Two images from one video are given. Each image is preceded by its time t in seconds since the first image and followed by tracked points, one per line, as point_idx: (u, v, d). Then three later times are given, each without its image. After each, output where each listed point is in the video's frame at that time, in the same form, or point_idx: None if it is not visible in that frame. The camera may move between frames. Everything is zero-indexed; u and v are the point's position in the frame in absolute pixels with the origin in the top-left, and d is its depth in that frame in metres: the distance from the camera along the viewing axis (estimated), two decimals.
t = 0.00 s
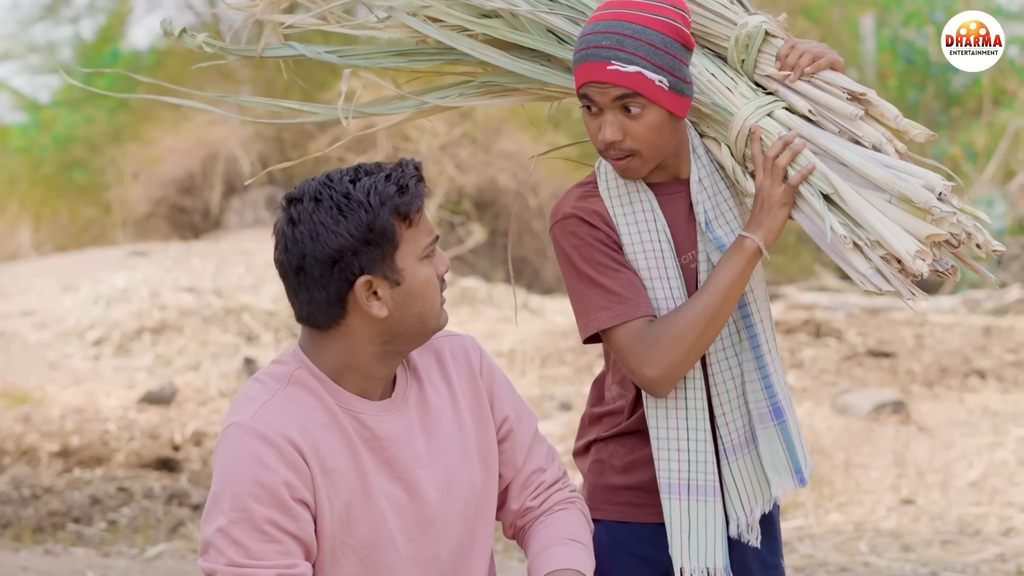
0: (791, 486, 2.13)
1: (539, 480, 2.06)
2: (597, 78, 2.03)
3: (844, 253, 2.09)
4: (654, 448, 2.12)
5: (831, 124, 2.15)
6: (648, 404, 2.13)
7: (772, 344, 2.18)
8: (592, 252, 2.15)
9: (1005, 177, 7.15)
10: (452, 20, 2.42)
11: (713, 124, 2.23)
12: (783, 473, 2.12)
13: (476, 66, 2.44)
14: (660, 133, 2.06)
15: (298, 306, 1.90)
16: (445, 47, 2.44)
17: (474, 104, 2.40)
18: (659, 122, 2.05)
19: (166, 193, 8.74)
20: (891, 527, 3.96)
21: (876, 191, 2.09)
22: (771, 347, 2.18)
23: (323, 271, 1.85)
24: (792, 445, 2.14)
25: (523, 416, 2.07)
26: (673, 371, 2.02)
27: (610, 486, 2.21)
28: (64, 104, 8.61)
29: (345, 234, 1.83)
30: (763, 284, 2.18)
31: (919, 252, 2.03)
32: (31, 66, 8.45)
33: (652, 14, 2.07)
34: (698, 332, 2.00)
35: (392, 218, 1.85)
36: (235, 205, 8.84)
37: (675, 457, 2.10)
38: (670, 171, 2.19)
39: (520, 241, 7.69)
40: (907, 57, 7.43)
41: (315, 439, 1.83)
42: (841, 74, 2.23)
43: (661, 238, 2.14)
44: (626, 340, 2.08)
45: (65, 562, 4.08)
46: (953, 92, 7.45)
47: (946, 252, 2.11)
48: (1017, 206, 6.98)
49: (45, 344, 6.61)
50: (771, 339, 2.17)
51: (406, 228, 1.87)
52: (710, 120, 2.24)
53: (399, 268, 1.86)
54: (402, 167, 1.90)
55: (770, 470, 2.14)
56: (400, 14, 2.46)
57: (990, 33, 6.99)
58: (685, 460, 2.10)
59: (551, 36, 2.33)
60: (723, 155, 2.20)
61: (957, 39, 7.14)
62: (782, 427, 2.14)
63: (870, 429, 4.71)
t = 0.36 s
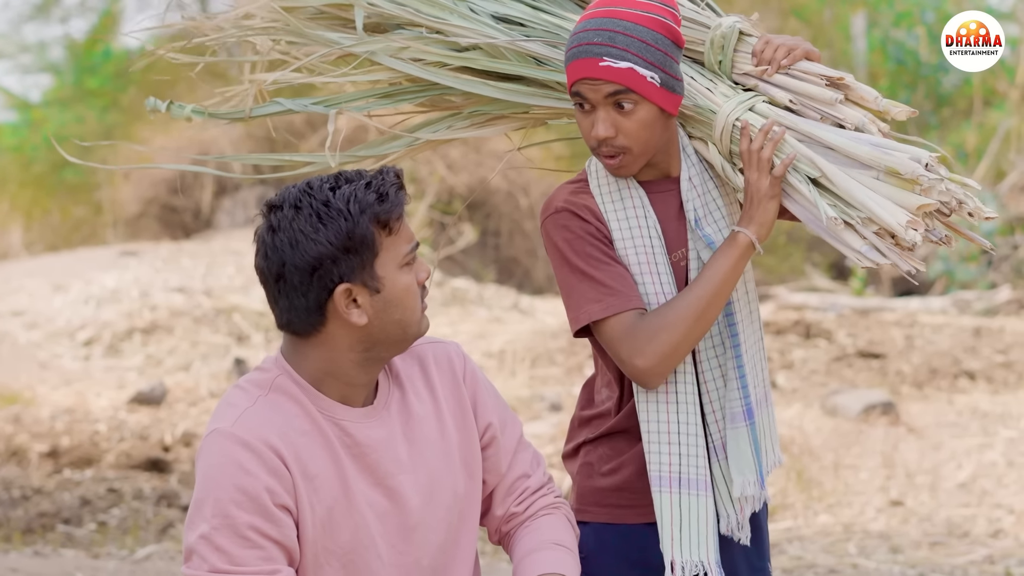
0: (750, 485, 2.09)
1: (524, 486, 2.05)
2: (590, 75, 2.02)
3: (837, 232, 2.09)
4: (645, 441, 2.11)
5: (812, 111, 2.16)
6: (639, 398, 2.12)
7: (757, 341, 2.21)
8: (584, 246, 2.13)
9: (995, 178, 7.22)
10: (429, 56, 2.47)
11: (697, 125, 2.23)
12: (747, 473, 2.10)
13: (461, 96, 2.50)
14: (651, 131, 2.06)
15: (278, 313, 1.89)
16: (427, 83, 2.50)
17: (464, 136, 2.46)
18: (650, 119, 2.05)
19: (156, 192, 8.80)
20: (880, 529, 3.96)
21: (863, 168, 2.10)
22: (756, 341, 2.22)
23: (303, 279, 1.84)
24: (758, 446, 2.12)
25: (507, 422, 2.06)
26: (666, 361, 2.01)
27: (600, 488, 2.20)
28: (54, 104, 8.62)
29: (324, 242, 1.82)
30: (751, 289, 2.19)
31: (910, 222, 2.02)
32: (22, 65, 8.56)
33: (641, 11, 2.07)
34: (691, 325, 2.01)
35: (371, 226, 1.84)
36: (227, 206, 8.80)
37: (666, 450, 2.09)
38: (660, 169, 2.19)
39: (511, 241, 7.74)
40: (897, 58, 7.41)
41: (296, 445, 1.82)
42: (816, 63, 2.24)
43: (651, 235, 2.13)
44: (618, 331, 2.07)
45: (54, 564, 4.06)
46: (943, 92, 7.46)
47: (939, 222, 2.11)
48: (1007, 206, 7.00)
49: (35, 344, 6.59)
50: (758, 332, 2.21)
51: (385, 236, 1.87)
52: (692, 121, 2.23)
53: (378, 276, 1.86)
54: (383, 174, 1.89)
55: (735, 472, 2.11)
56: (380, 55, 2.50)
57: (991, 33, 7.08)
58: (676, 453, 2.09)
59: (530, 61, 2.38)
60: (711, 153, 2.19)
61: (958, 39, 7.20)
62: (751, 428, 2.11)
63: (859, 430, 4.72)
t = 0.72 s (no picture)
0: (735, 494, 2.09)
1: (520, 501, 2.06)
2: (614, 84, 2.01)
3: (812, 267, 2.10)
4: (625, 455, 2.12)
5: (792, 134, 2.16)
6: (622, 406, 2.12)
7: (748, 345, 2.20)
8: (572, 258, 2.14)
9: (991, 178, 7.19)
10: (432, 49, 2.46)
11: (687, 140, 2.23)
12: (732, 481, 2.10)
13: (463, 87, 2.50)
14: (669, 135, 2.07)
15: (272, 324, 1.90)
16: (429, 69, 2.49)
17: (460, 126, 2.46)
18: (670, 122, 2.07)
19: (152, 193, 8.73)
20: (876, 533, 3.97)
21: (839, 204, 2.10)
22: (749, 346, 2.21)
23: (294, 291, 1.85)
24: (742, 455, 2.12)
25: (503, 440, 2.07)
26: (634, 384, 2.03)
27: (592, 497, 2.19)
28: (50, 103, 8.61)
29: (316, 255, 1.83)
30: (750, 294, 2.20)
31: (883, 265, 2.03)
32: (18, 65, 8.43)
33: (648, 15, 2.07)
34: (674, 343, 2.01)
35: (363, 239, 1.84)
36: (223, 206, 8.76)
37: (645, 465, 2.10)
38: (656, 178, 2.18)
39: (507, 241, 7.75)
40: (893, 59, 7.53)
41: (288, 458, 1.83)
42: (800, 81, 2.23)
43: (640, 246, 2.13)
44: (593, 347, 2.08)
45: (52, 568, 4.06)
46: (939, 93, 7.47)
47: (915, 261, 2.12)
48: (1003, 207, 7.02)
49: (32, 346, 6.58)
50: (748, 335, 2.20)
51: (378, 249, 1.87)
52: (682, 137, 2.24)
53: (371, 288, 1.86)
54: (377, 186, 1.89)
55: (720, 479, 2.10)
56: (385, 39, 2.51)
57: (991, 33, 7.16)
58: (655, 467, 2.09)
59: (532, 66, 2.38)
60: (700, 169, 2.19)
61: (958, 40, 7.26)
62: (739, 437, 2.11)
63: (856, 433, 4.78)
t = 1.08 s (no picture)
0: (739, 488, 2.07)
1: (528, 514, 2.06)
2: (655, 75, 2.01)
3: (814, 250, 2.07)
4: (632, 454, 2.09)
5: (788, 125, 2.16)
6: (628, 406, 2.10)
7: (754, 343, 2.18)
8: (571, 263, 2.10)
9: (988, 178, 7.26)
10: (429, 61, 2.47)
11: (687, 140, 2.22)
12: (737, 476, 2.08)
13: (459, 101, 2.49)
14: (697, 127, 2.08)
15: (277, 326, 1.93)
16: (426, 85, 2.50)
17: (460, 141, 2.46)
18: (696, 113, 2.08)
19: (150, 193, 8.77)
20: (875, 533, 3.98)
21: (841, 188, 2.10)
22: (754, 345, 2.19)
23: (296, 296, 1.87)
24: (746, 451, 2.11)
25: (511, 449, 2.08)
26: (606, 397, 2.05)
27: (597, 498, 2.16)
28: (49, 104, 8.65)
29: (317, 260, 1.85)
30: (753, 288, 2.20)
31: (884, 242, 2.01)
32: (17, 65, 8.57)
33: (662, 10, 2.08)
34: (634, 350, 2.01)
35: (366, 246, 1.85)
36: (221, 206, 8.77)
37: (653, 464, 2.07)
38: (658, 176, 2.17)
39: (505, 241, 7.77)
40: (890, 59, 7.64)
41: (289, 464, 1.84)
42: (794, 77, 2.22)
43: (647, 241, 2.12)
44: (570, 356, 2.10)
45: (52, 569, 4.05)
46: (936, 92, 7.65)
47: (916, 241, 2.12)
48: (1000, 206, 7.00)
49: (30, 346, 6.57)
50: (754, 333, 2.19)
51: (382, 256, 1.87)
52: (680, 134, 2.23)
53: (373, 296, 1.87)
54: (386, 194, 1.90)
55: (723, 474, 2.08)
56: (381, 57, 2.50)
57: (991, 33, 7.04)
58: (662, 467, 2.07)
59: (527, 71, 2.40)
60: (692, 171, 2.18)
61: (958, 39, 7.22)
62: (742, 431, 2.11)
63: (855, 433, 4.82)
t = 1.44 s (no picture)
0: (739, 491, 2.07)
1: (541, 531, 2.02)
2: (666, 75, 2.01)
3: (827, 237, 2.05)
4: (639, 458, 2.08)
5: (790, 120, 2.15)
6: (633, 409, 2.09)
7: (756, 348, 2.17)
8: (573, 271, 2.09)
9: (988, 179, 7.30)
10: (422, 85, 2.48)
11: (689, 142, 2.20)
12: (734, 481, 2.07)
13: (452, 125, 2.51)
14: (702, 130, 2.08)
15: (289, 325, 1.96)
16: (419, 111, 2.51)
17: (458, 165, 2.47)
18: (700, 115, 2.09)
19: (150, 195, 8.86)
20: (875, 535, 3.98)
21: (851, 175, 2.08)
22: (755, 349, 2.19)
23: (298, 298, 1.90)
24: (746, 455, 2.11)
25: (526, 466, 2.05)
26: (608, 404, 2.04)
27: (602, 503, 2.14)
28: (48, 104, 8.72)
29: (318, 269, 1.87)
30: (754, 292, 2.20)
31: (898, 223, 1.99)
32: (15, 66, 8.55)
33: (665, 14, 2.09)
34: (630, 357, 2.02)
35: (367, 263, 1.85)
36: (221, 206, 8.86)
37: (659, 468, 2.06)
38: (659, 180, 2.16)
39: (504, 242, 7.79)
40: (889, 59, 7.67)
41: (293, 472, 1.84)
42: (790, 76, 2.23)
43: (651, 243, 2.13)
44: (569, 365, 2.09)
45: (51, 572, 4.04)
46: (935, 94, 7.67)
47: (927, 224, 2.09)
48: (1000, 207, 7.03)
49: (30, 348, 6.57)
50: (756, 339, 2.18)
51: (384, 276, 1.87)
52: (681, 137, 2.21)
53: (369, 313, 1.87)
54: (404, 214, 1.89)
55: (724, 476, 2.08)
56: (371, 85, 2.53)
57: (990, 33, 7.20)
58: (670, 470, 2.06)
59: (521, 86, 2.41)
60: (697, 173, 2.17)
61: (958, 40, 7.34)
62: (741, 434, 2.11)
63: (854, 434, 4.83)
